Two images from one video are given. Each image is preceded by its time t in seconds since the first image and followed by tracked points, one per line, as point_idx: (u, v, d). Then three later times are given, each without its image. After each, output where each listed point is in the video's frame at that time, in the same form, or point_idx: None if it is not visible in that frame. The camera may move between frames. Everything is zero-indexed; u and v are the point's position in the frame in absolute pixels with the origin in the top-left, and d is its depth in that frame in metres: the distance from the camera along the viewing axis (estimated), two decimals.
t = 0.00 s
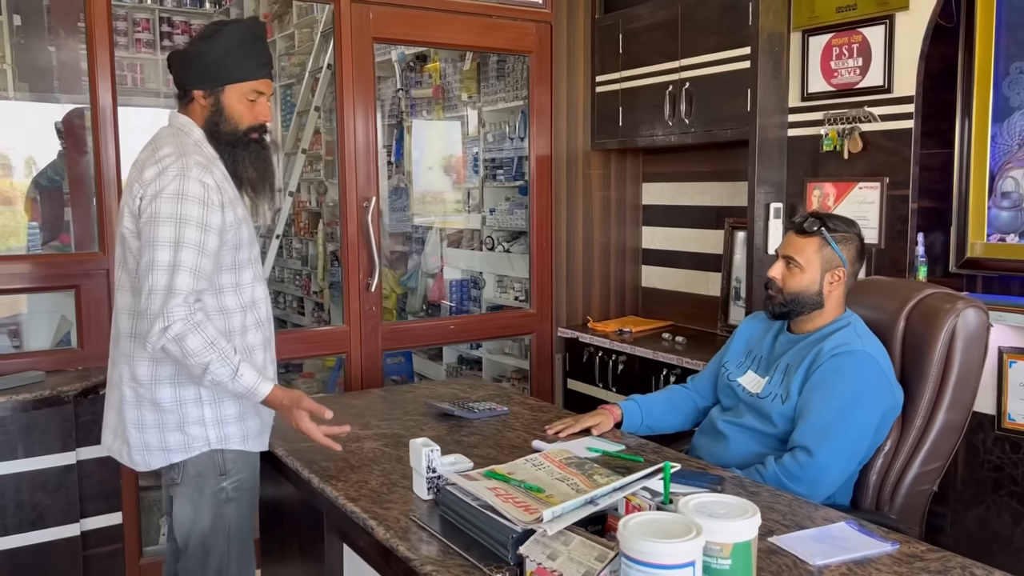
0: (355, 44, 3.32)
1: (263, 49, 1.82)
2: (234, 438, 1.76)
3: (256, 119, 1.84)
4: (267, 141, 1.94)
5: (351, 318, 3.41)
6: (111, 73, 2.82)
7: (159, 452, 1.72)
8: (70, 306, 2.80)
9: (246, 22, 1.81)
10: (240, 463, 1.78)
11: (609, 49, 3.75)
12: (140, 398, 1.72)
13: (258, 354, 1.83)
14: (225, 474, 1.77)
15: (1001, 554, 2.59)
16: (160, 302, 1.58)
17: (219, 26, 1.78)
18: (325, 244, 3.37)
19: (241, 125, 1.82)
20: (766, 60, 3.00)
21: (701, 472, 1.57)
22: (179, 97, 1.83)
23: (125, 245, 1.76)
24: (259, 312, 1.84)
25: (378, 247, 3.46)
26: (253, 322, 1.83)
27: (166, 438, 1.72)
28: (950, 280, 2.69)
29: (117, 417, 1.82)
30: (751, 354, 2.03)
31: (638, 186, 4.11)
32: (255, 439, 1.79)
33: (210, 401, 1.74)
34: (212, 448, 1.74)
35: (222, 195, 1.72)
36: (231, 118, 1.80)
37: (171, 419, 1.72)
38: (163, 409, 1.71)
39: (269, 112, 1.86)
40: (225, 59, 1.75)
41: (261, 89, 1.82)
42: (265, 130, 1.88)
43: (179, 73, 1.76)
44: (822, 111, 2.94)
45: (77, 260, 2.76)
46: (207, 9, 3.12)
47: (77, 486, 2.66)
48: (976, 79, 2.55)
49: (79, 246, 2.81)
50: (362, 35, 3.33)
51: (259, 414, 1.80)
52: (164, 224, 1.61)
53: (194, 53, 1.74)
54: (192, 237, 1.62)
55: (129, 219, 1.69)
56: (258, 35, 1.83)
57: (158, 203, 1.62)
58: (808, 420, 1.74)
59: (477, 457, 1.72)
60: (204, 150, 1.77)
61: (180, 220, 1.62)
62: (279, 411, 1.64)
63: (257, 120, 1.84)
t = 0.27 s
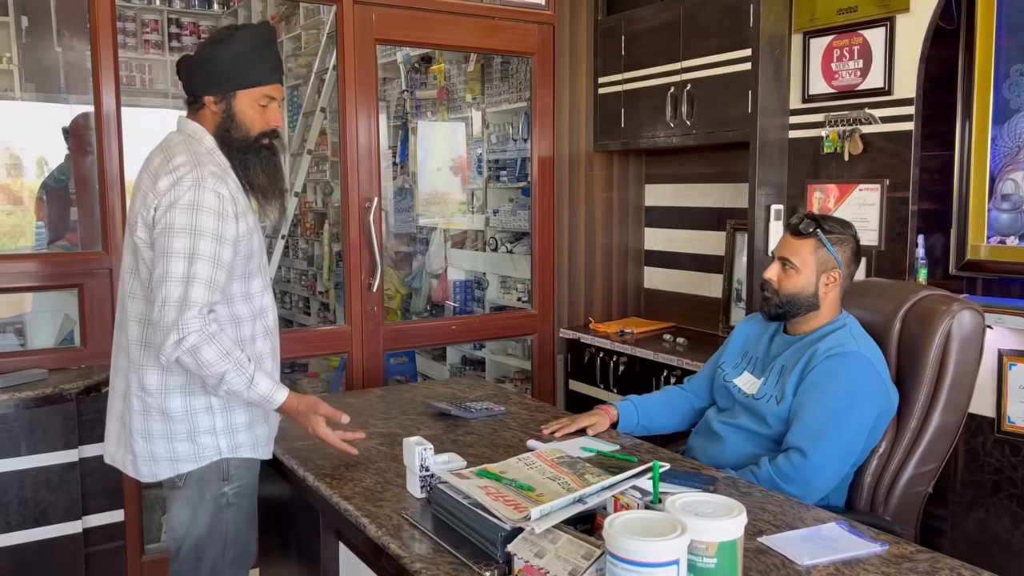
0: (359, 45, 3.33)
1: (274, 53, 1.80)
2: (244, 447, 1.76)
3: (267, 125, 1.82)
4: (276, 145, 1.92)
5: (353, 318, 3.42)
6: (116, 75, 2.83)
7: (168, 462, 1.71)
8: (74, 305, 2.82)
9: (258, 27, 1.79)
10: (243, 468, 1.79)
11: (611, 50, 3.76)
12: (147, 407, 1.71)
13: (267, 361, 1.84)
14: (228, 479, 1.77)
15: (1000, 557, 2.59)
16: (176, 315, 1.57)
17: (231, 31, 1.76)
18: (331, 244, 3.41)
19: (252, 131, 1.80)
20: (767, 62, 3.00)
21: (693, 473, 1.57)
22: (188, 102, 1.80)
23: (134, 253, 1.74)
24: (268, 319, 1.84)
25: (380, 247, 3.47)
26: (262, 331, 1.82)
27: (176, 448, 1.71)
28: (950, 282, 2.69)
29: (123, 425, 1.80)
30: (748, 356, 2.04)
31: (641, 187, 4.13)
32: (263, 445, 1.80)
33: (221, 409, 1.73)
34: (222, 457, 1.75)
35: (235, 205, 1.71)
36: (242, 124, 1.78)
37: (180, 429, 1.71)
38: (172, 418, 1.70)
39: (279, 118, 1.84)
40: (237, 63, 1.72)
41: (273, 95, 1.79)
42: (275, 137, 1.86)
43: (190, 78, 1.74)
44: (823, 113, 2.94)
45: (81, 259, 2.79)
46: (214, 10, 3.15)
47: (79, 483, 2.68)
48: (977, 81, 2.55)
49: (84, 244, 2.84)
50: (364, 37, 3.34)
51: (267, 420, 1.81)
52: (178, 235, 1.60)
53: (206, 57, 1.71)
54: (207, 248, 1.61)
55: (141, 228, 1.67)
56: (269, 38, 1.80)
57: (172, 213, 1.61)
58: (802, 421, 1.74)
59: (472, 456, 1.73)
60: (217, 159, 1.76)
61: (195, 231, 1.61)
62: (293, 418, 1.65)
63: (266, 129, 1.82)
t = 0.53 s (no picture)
0: (362, 46, 3.34)
1: (281, 57, 1.80)
2: (249, 448, 1.76)
3: (270, 128, 1.81)
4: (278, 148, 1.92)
5: (354, 318, 3.43)
6: (117, 75, 2.85)
7: (173, 465, 1.69)
8: (76, 303, 2.83)
9: (265, 29, 1.78)
10: (246, 469, 1.78)
11: (614, 51, 3.76)
12: (151, 411, 1.69)
13: (271, 363, 1.83)
14: (231, 480, 1.76)
15: (1000, 559, 2.58)
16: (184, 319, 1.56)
17: (238, 32, 1.75)
18: (336, 245, 3.42)
19: (255, 134, 1.79)
20: (769, 63, 3.00)
21: (687, 472, 1.58)
22: (191, 102, 1.79)
23: (137, 255, 1.72)
24: (270, 322, 1.83)
25: (382, 247, 3.48)
26: (265, 332, 1.81)
27: (180, 451, 1.70)
28: (951, 283, 2.68)
29: (125, 428, 1.77)
30: (745, 357, 2.04)
31: (643, 188, 4.13)
32: (268, 447, 1.79)
33: (225, 412, 1.72)
34: (227, 460, 1.74)
35: (240, 208, 1.69)
36: (246, 126, 1.77)
37: (184, 432, 1.69)
38: (176, 422, 1.69)
39: (283, 122, 1.83)
40: (243, 66, 1.71)
41: (277, 99, 1.79)
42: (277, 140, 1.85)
43: (195, 77, 1.72)
44: (824, 114, 2.93)
45: (83, 257, 2.80)
46: (222, 11, 3.13)
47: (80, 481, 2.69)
48: (978, 82, 2.55)
49: (88, 243, 2.86)
50: (366, 37, 3.35)
51: (272, 422, 1.80)
52: (185, 238, 1.58)
53: (211, 58, 1.70)
54: (214, 252, 1.60)
55: (145, 231, 1.65)
56: (276, 42, 1.80)
57: (178, 216, 1.59)
58: (797, 421, 1.75)
59: (467, 454, 1.73)
60: (220, 160, 1.74)
61: (201, 234, 1.59)
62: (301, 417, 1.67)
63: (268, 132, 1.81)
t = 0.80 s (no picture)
0: (364, 46, 3.35)
1: (281, 55, 1.79)
2: (251, 449, 1.76)
3: (269, 126, 1.80)
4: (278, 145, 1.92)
5: (355, 317, 3.43)
6: (121, 75, 2.86)
7: (175, 465, 1.69)
8: (78, 301, 2.85)
9: (266, 27, 1.77)
10: (248, 469, 1.77)
11: (616, 51, 3.75)
12: (153, 412, 1.68)
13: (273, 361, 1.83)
14: (233, 479, 1.76)
15: (1001, 561, 2.57)
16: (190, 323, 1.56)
17: (239, 29, 1.74)
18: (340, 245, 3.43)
19: (254, 132, 1.78)
20: (771, 63, 3.00)
21: (683, 471, 1.58)
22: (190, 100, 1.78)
23: (137, 257, 1.72)
24: (272, 321, 1.83)
25: (384, 247, 3.48)
26: (267, 332, 1.82)
27: (183, 452, 1.69)
28: (952, 284, 2.67)
29: (127, 428, 1.77)
30: (744, 357, 2.04)
31: (646, 188, 4.12)
32: (270, 448, 1.79)
33: (227, 412, 1.72)
34: (229, 460, 1.73)
35: (238, 209, 1.69)
36: (245, 124, 1.76)
37: (187, 433, 1.69)
38: (179, 422, 1.68)
39: (283, 120, 1.83)
40: (243, 64, 1.71)
41: (277, 97, 1.78)
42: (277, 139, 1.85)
43: (194, 75, 1.72)
44: (826, 115, 2.93)
45: (86, 256, 2.81)
46: (228, 12, 3.14)
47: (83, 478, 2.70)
48: (980, 82, 2.54)
49: (93, 242, 2.87)
50: (369, 37, 3.36)
51: (274, 421, 1.80)
52: (185, 242, 1.58)
53: (211, 55, 1.70)
54: (215, 254, 1.60)
55: (144, 234, 1.64)
56: (277, 40, 1.79)
57: (177, 220, 1.58)
58: (795, 421, 1.74)
59: (464, 453, 1.73)
60: (217, 160, 1.74)
61: (201, 237, 1.59)
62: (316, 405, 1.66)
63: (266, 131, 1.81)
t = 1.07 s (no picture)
0: (368, 46, 3.36)
1: (286, 55, 1.80)
2: (260, 447, 1.76)
3: (273, 126, 1.81)
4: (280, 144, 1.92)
5: (357, 317, 3.44)
6: (124, 75, 2.87)
7: (184, 464, 1.70)
8: (82, 300, 2.86)
9: (271, 26, 1.78)
10: (255, 467, 1.78)
11: (619, 51, 3.75)
12: (160, 411, 1.68)
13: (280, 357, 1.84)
14: (240, 477, 1.76)
15: (1004, 563, 2.56)
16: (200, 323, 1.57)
17: (245, 28, 1.75)
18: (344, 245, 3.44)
19: (257, 132, 1.79)
20: (773, 64, 3.00)
21: (683, 470, 1.58)
22: (194, 98, 1.78)
23: (142, 257, 1.71)
24: (279, 319, 1.83)
25: (386, 246, 3.49)
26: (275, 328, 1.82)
27: (191, 451, 1.70)
28: (955, 285, 2.67)
29: (134, 427, 1.77)
30: (745, 356, 2.04)
31: (649, 188, 4.11)
32: (277, 446, 1.79)
33: (235, 410, 1.72)
34: (237, 458, 1.74)
35: (242, 207, 1.69)
36: (249, 123, 1.77)
37: (195, 432, 1.70)
38: (187, 422, 1.69)
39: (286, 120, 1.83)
40: (249, 63, 1.71)
41: (281, 97, 1.79)
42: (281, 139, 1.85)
43: (199, 73, 1.72)
44: (829, 115, 2.93)
45: (89, 254, 2.82)
46: (234, 13, 3.16)
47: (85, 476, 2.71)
48: (983, 83, 2.53)
49: (98, 241, 2.88)
50: (372, 37, 3.36)
51: (282, 419, 1.81)
52: (192, 242, 1.58)
53: (217, 54, 1.70)
54: (221, 254, 1.60)
55: (150, 235, 1.64)
56: (282, 40, 1.80)
57: (183, 221, 1.58)
58: (795, 420, 1.74)
59: (464, 451, 1.74)
60: (220, 158, 1.73)
61: (208, 237, 1.59)
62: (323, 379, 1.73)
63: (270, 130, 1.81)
